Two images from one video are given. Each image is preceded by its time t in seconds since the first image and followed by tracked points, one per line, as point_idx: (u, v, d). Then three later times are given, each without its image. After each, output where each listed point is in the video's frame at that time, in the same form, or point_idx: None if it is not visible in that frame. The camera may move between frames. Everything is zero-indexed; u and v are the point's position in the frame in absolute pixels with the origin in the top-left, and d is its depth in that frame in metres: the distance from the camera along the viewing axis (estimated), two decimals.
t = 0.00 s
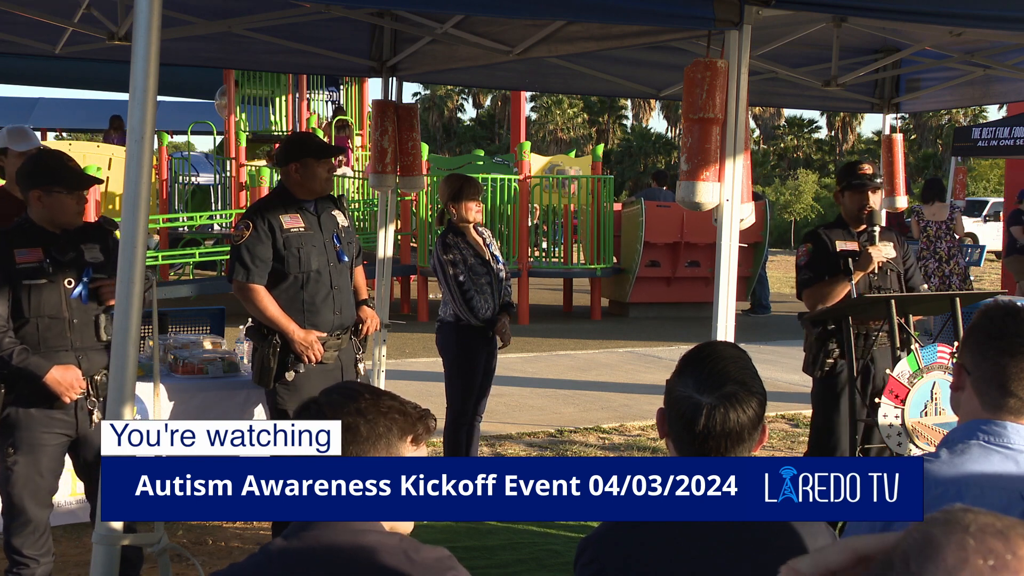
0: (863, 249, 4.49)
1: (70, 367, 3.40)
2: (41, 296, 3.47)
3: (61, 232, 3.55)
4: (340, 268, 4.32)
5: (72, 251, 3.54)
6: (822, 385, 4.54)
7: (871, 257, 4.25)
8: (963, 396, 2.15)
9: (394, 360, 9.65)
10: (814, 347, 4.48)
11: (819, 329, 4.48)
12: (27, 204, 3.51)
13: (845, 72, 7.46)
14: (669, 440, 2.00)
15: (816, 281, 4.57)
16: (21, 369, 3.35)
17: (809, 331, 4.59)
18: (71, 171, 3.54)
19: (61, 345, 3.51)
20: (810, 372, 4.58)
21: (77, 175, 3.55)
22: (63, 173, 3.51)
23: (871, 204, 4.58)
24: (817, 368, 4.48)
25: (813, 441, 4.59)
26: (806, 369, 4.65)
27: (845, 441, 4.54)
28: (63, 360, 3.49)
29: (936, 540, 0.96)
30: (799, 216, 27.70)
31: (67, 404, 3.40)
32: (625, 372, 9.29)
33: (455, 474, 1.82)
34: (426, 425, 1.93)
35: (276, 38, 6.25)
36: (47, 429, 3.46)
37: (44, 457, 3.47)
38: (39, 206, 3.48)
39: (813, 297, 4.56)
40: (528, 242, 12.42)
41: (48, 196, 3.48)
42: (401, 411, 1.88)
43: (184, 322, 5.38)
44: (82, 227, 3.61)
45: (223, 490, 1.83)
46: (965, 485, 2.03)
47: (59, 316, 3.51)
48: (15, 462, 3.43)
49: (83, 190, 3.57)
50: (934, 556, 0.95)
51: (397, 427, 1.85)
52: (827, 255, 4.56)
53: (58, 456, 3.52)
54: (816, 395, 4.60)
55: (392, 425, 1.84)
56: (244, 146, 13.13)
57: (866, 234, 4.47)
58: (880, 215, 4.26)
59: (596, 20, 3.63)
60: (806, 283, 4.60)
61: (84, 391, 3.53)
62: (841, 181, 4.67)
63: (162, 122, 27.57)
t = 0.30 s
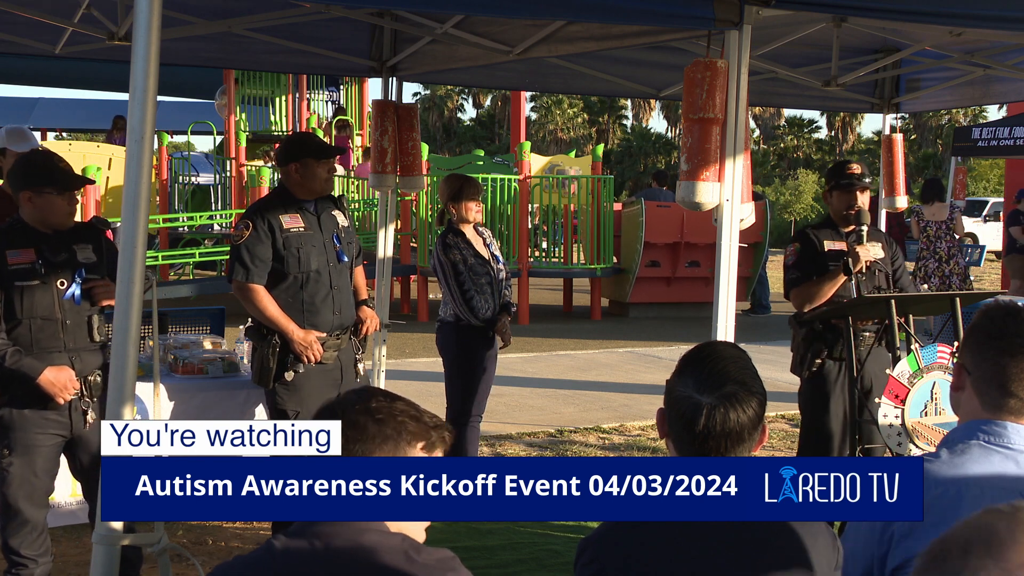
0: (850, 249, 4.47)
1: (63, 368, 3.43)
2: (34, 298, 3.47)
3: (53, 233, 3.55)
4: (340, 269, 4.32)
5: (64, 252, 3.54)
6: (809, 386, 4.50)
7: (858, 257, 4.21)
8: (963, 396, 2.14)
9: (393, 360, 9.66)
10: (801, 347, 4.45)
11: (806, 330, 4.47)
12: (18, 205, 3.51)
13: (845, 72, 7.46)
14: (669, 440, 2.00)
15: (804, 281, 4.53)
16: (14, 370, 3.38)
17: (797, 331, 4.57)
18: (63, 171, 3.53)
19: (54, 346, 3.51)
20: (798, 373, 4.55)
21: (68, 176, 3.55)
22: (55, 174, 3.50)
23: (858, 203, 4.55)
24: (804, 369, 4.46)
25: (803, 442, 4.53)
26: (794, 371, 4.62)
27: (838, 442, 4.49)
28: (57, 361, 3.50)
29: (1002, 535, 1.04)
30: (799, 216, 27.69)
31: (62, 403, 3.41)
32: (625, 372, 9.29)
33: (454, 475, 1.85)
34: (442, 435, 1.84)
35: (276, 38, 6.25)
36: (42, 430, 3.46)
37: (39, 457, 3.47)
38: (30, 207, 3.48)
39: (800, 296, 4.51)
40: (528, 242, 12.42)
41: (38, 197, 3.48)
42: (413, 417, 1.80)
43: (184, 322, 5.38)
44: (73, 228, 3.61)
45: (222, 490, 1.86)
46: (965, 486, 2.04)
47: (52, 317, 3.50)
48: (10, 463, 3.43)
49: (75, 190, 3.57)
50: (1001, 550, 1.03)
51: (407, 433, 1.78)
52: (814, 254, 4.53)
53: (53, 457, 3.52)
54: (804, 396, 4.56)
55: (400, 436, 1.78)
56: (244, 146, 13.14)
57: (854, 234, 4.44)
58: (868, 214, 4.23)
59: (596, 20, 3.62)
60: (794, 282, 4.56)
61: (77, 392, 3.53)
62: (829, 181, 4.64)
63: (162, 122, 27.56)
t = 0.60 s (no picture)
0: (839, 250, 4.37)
1: (67, 369, 3.41)
2: (35, 297, 3.47)
3: (51, 233, 3.55)
4: (340, 269, 4.33)
5: (63, 252, 3.55)
6: (799, 387, 4.39)
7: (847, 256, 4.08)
8: (963, 396, 2.14)
9: (394, 360, 9.66)
10: (787, 350, 4.35)
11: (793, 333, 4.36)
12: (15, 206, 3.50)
13: (845, 72, 7.46)
14: (669, 441, 2.01)
15: (791, 281, 4.41)
16: (17, 372, 3.36)
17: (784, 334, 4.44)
18: (61, 172, 3.53)
19: (55, 346, 3.52)
20: (785, 375, 4.45)
21: (67, 176, 3.54)
22: (53, 174, 3.49)
23: (847, 204, 4.47)
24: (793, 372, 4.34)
25: (796, 443, 4.41)
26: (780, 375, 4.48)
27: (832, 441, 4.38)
28: (58, 361, 3.51)
29: None
30: (799, 216, 27.67)
31: (66, 404, 3.41)
32: (626, 373, 9.29)
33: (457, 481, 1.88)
34: (455, 442, 1.85)
35: (276, 38, 6.26)
36: (42, 429, 3.46)
37: (39, 457, 3.47)
38: (27, 208, 3.47)
39: (786, 296, 4.38)
40: (529, 242, 12.42)
41: (35, 198, 3.47)
42: (428, 422, 1.82)
43: (184, 322, 5.37)
44: (70, 228, 3.61)
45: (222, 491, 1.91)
46: (965, 486, 2.04)
47: (52, 317, 3.51)
48: (11, 463, 3.43)
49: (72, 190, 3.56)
50: None
51: (420, 436, 1.79)
52: (801, 254, 4.43)
53: (52, 456, 3.53)
54: (792, 396, 4.43)
55: (413, 435, 1.78)
56: (244, 146, 13.14)
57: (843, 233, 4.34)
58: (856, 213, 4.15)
59: (596, 20, 3.62)
60: (782, 282, 4.44)
61: (78, 392, 3.54)
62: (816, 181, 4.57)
63: (162, 122, 27.55)
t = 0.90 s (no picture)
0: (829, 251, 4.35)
1: (72, 369, 3.43)
2: (38, 297, 3.47)
3: (52, 233, 3.55)
4: (341, 269, 4.33)
5: (65, 252, 3.55)
6: (788, 389, 4.37)
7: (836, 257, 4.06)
8: (964, 396, 2.14)
9: (394, 360, 9.66)
10: (778, 352, 4.31)
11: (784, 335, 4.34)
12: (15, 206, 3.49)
13: (845, 71, 7.46)
14: (670, 442, 2.01)
15: (780, 283, 4.39)
16: (22, 372, 3.36)
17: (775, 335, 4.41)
18: (61, 171, 3.52)
19: (57, 346, 3.52)
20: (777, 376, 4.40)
21: (68, 177, 3.54)
22: (54, 174, 3.48)
23: (837, 205, 4.46)
24: (784, 373, 4.31)
25: (789, 445, 4.39)
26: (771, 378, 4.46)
27: (825, 442, 4.36)
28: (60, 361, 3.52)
29: None
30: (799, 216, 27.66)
31: (69, 404, 3.42)
32: (626, 373, 9.29)
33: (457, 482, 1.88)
34: (458, 444, 1.85)
35: (276, 38, 6.26)
36: (44, 429, 3.47)
37: (40, 456, 3.48)
38: (28, 208, 3.47)
39: (777, 298, 4.36)
40: (529, 242, 12.42)
41: (36, 198, 3.47)
42: (430, 422, 1.82)
43: (184, 322, 5.37)
44: (71, 228, 3.61)
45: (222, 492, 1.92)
46: (966, 485, 2.04)
47: (55, 317, 3.52)
48: (13, 464, 3.42)
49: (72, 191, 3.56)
50: None
51: (423, 437, 1.79)
52: (792, 256, 4.41)
53: (53, 456, 3.53)
54: (783, 398, 4.41)
55: (415, 434, 1.78)
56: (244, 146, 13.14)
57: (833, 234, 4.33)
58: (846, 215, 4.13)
59: (596, 20, 3.62)
60: (772, 284, 4.43)
61: (80, 392, 3.55)
62: (807, 182, 4.56)
63: (162, 122, 27.55)
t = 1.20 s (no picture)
0: (828, 253, 4.35)
1: (75, 368, 3.43)
2: (41, 296, 3.48)
3: (52, 233, 3.56)
4: (341, 269, 4.33)
5: (66, 251, 3.56)
6: (788, 391, 4.36)
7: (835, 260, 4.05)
8: (964, 396, 2.14)
9: (394, 360, 9.66)
10: (778, 353, 4.30)
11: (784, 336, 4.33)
12: (16, 205, 3.49)
13: (845, 71, 7.46)
14: (669, 441, 2.01)
15: (779, 287, 4.38)
16: (26, 371, 3.37)
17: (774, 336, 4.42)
18: (61, 170, 3.52)
19: (60, 345, 3.52)
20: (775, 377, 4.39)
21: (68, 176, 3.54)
22: (54, 174, 3.48)
23: (833, 206, 4.47)
24: (783, 375, 4.30)
25: (787, 445, 4.38)
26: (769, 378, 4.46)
27: (824, 443, 4.35)
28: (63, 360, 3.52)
29: None
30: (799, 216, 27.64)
31: (73, 402, 3.42)
32: (626, 373, 9.29)
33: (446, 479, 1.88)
34: (446, 436, 1.85)
35: (275, 38, 6.26)
36: (47, 427, 3.47)
37: (44, 455, 3.48)
38: (29, 208, 3.47)
39: (775, 301, 4.34)
40: (529, 242, 12.42)
41: (37, 197, 3.47)
42: (419, 417, 1.82)
43: (184, 322, 5.37)
44: (71, 227, 3.61)
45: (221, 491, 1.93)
46: (965, 486, 2.04)
47: (58, 316, 3.52)
48: (16, 463, 3.42)
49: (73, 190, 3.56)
50: None
51: (413, 433, 1.79)
52: (789, 258, 4.41)
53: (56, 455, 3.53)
54: (781, 400, 4.41)
55: (404, 428, 1.78)
56: (244, 146, 13.13)
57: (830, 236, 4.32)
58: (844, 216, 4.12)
59: (596, 20, 3.62)
60: (772, 288, 4.40)
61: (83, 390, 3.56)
62: (803, 183, 4.56)
63: (162, 122, 27.54)
